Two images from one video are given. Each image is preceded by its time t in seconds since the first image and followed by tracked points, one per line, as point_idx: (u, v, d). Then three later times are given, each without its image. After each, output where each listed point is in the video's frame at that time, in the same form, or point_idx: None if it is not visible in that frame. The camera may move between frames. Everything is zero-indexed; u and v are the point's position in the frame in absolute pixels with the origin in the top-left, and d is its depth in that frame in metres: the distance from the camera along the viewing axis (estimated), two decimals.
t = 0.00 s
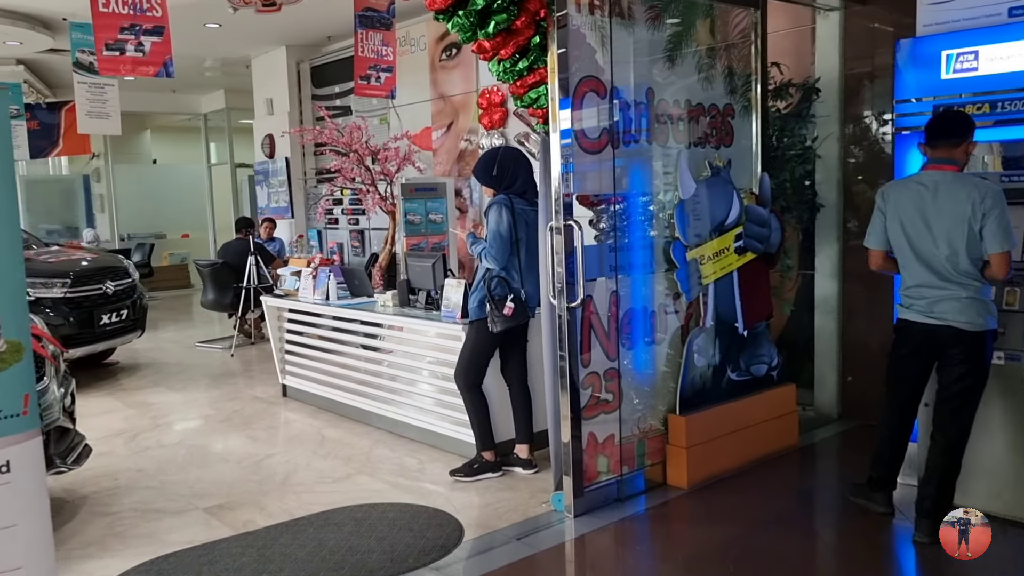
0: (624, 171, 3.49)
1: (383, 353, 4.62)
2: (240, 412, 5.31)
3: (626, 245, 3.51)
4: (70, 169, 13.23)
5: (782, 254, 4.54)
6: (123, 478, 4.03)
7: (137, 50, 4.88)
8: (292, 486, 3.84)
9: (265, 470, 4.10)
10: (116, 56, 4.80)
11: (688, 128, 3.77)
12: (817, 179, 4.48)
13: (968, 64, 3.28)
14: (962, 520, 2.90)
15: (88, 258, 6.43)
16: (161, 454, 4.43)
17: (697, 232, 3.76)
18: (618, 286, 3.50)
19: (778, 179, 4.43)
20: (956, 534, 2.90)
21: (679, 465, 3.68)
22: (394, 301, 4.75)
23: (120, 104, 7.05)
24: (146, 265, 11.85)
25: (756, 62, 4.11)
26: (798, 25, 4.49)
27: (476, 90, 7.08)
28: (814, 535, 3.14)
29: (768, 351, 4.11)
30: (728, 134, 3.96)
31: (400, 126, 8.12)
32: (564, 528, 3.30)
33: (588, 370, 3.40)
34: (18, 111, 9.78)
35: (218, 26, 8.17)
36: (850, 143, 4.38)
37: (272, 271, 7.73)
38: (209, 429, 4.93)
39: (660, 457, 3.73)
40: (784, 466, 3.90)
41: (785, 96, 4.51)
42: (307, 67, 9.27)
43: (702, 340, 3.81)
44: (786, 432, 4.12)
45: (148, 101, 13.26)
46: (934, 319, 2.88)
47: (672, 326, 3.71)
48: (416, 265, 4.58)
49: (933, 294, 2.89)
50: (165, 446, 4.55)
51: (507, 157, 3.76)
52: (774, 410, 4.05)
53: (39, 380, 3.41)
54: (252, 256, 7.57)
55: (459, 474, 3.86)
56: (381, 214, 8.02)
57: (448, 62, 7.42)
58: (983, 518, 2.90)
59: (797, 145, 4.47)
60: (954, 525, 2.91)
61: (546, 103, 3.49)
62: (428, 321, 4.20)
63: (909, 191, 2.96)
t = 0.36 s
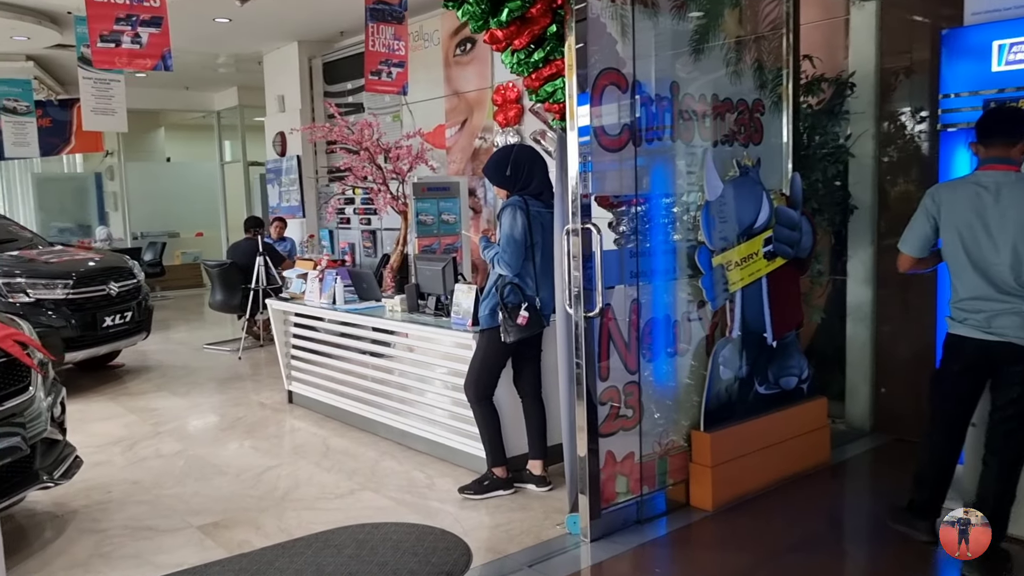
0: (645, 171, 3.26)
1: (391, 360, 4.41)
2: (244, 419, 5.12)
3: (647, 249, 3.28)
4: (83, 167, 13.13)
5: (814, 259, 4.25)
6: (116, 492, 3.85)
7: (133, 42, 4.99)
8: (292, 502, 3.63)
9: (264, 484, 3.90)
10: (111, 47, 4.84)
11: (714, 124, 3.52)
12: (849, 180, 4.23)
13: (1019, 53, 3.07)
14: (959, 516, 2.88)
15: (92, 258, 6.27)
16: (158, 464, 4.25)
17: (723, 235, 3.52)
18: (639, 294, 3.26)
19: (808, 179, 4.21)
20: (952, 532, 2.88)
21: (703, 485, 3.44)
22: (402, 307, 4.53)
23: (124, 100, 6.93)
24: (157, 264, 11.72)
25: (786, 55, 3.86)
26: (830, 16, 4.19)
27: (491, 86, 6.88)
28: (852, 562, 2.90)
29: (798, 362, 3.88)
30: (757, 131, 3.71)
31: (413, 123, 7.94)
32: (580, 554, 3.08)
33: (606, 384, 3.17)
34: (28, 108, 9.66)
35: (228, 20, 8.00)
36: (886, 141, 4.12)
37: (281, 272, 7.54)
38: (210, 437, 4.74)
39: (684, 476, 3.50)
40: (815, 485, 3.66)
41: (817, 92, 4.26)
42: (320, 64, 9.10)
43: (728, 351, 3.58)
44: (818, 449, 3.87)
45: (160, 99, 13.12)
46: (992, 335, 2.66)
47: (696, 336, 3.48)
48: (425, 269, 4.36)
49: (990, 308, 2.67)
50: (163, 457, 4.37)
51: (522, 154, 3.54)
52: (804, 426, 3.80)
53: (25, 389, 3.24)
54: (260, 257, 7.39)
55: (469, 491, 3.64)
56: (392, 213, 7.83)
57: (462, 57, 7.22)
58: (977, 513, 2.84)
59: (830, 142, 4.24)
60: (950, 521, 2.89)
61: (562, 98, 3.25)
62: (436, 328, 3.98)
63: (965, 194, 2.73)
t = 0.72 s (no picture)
0: (694, 165, 3.00)
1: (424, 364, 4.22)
2: (274, 423, 4.97)
3: (696, 250, 3.02)
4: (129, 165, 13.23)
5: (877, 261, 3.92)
6: (138, 498, 3.70)
7: (159, 33, 5.33)
8: (317, 514, 3.45)
9: (289, 494, 3.72)
10: (137, 38, 5.21)
11: (770, 115, 3.25)
12: (915, 175, 3.91)
13: None
14: (959, 516, 2.95)
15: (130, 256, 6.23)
16: (183, 469, 4.11)
17: (778, 234, 3.24)
18: (685, 297, 3.01)
19: (872, 174, 3.95)
20: (951, 531, 2.94)
21: (755, 506, 3.18)
22: (436, 309, 4.32)
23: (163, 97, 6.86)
24: (200, 262, 11.77)
25: (848, 41, 3.57)
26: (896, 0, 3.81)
27: (533, 79, 6.67)
28: None
29: (859, 373, 3.60)
30: (817, 122, 3.43)
31: (453, 119, 7.77)
32: None
33: (649, 396, 2.92)
34: (73, 107, 9.71)
35: (267, 15, 7.91)
36: (966, 134, 3.75)
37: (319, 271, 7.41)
38: (239, 440, 4.59)
39: (734, 495, 3.23)
40: (876, 507, 3.36)
41: (881, 80, 3.92)
42: (360, 59, 8.97)
43: (782, 360, 3.31)
44: (877, 469, 3.57)
45: (205, 98, 13.30)
46: None
47: (748, 344, 3.21)
48: (460, 269, 4.15)
49: None
50: (190, 461, 4.23)
51: (563, 146, 3.32)
52: (863, 444, 3.50)
53: (41, 391, 3.10)
54: (297, 255, 7.27)
55: (501, 506, 3.42)
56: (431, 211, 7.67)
57: (503, 50, 7.03)
58: (977, 515, 2.95)
59: (896, 134, 3.94)
60: (950, 521, 2.95)
61: (604, 85, 3.02)
62: (470, 332, 3.78)
63: None
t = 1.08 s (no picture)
0: (779, 163, 2.75)
1: (490, 371, 4.06)
2: (338, 427, 4.89)
3: (780, 257, 2.76)
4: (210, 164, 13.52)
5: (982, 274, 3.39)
6: (198, 504, 3.65)
7: (222, 31, 5.88)
8: (375, 528, 3.32)
9: (349, 504, 3.61)
10: (201, 37, 5.77)
11: (865, 108, 2.96)
12: None
13: None
14: (959, 516, 2.99)
15: (205, 255, 6.30)
16: (245, 473, 4.05)
17: (871, 239, 2.97)
18: (768, 309, 2.76)
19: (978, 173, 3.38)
20: (952, 531, 2.98)
21: (843, 538, 2.91)
22: (501, 314, 4.16)
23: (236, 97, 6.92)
24: (276, 260, 11.96)
25: (955, 26, 3.24)
26: None
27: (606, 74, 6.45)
28: None
29: (963, 391, 3.28)
30: (918, 115, 3.12)
31: (524, 116, 7.62)
32: None
33: (727, 417, 2.69)
34: (155, 107, 9.92)
35: (340, 14, 7.89)
36: None
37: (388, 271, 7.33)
38: (302, 444, 4.52)
39: (820, 525, 2.97)
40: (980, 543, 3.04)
41: (989, 69, 3.37)
42: (432, 56, 8.89)
43: (876, 378, 3.03)
44: (981, 500, 3.23)
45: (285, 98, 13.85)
46: None
47: (838, 360, 2.94)
48: (524, 273, 3.96)
49: None
50: (252, 465, 4.17)
51: (648, 146, 3.14)
52: (963, 471, 3.18)
53: (101, 396, 3.03)
54: (367, 255, 7.21)
55: (566, 527, 3.23)
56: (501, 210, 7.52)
57: (576, 44, 6.83)
58: (977, 515, 3.00)
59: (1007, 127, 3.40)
60: (951, 521, 2.98)
61: (682, 77, 2.79)
62: (536, 341, 3.60)
63: None
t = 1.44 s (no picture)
0: (854, 155, 2.49)
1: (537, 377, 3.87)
2: (380, 430, 4.73)
3: (854, 258, 2.51)
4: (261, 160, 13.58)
5: None
6: (232, 511, 3.52)
7: (260, 20, 5.91)
8: (413, 543, 3.15)
9: (387, 514, 3.45)
10: (238, 26, 5.83)
11: (949, 95, 2.68)
12: None
13: None
14: (959, 515, 2.64)
15: (250, 252, 6.23)
16: (282, 479, 3.91)
17: (955, 240, 2.72)
18: (841, 316, 2.50)
19: None
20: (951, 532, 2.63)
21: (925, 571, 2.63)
22: (548, 316, 3.95)
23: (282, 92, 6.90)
24: (325, 256, 11.94)
25: None
26: None
27: (661, 65, 6.20)
28: None
29: None
30: (1011, 102, 2.83)
31: (575, 110, 7.40)
32: None
33: (795, 434, 2.44)
34: (205, 104, 9.92)
35: (387, 6, 7.77)
36: None
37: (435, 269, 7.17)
38: (342, 448, 4.38)
39: (896, 555, 2.71)
40: None
41: None
42: (481, 50, 8.72)
43: (960, 393, 2.77)
44: None
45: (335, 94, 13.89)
46: None
47: (917, 372, 2.68)
48: (574, 273, 3.75)
49: None
50: (290, 470, 4.03)
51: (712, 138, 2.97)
52: None
53: (129, 400, 2.91)
54: (413, 252, 7.07)
55: (616, 546, 3.02)
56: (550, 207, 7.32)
57: (629, 34, 6.58)
58: (976, 513, 2.67)
59: None
60: (951, 521, 2.62)
61: (745, 61, 2.56)
62: (585, 346, 3.39)
63: None
